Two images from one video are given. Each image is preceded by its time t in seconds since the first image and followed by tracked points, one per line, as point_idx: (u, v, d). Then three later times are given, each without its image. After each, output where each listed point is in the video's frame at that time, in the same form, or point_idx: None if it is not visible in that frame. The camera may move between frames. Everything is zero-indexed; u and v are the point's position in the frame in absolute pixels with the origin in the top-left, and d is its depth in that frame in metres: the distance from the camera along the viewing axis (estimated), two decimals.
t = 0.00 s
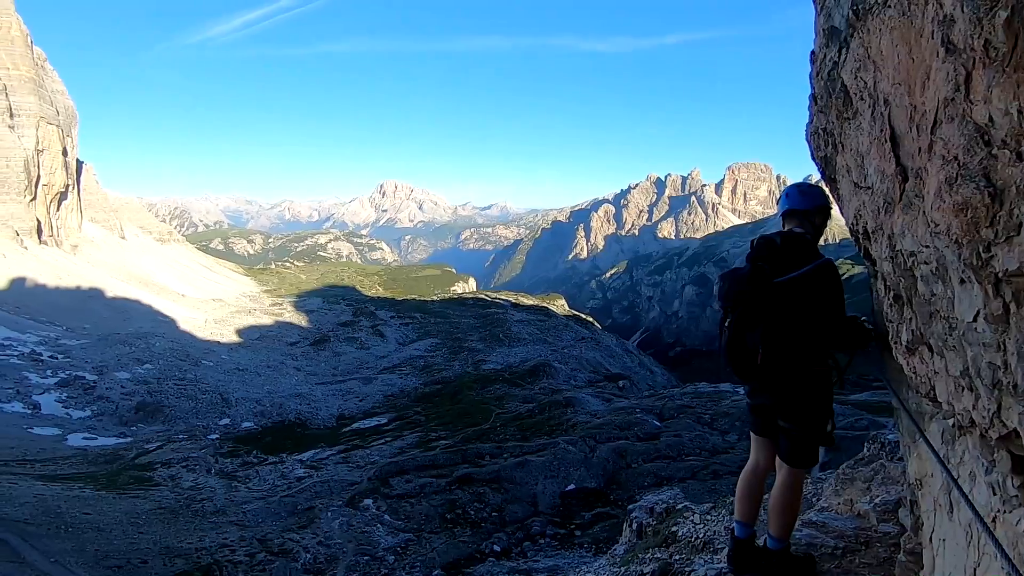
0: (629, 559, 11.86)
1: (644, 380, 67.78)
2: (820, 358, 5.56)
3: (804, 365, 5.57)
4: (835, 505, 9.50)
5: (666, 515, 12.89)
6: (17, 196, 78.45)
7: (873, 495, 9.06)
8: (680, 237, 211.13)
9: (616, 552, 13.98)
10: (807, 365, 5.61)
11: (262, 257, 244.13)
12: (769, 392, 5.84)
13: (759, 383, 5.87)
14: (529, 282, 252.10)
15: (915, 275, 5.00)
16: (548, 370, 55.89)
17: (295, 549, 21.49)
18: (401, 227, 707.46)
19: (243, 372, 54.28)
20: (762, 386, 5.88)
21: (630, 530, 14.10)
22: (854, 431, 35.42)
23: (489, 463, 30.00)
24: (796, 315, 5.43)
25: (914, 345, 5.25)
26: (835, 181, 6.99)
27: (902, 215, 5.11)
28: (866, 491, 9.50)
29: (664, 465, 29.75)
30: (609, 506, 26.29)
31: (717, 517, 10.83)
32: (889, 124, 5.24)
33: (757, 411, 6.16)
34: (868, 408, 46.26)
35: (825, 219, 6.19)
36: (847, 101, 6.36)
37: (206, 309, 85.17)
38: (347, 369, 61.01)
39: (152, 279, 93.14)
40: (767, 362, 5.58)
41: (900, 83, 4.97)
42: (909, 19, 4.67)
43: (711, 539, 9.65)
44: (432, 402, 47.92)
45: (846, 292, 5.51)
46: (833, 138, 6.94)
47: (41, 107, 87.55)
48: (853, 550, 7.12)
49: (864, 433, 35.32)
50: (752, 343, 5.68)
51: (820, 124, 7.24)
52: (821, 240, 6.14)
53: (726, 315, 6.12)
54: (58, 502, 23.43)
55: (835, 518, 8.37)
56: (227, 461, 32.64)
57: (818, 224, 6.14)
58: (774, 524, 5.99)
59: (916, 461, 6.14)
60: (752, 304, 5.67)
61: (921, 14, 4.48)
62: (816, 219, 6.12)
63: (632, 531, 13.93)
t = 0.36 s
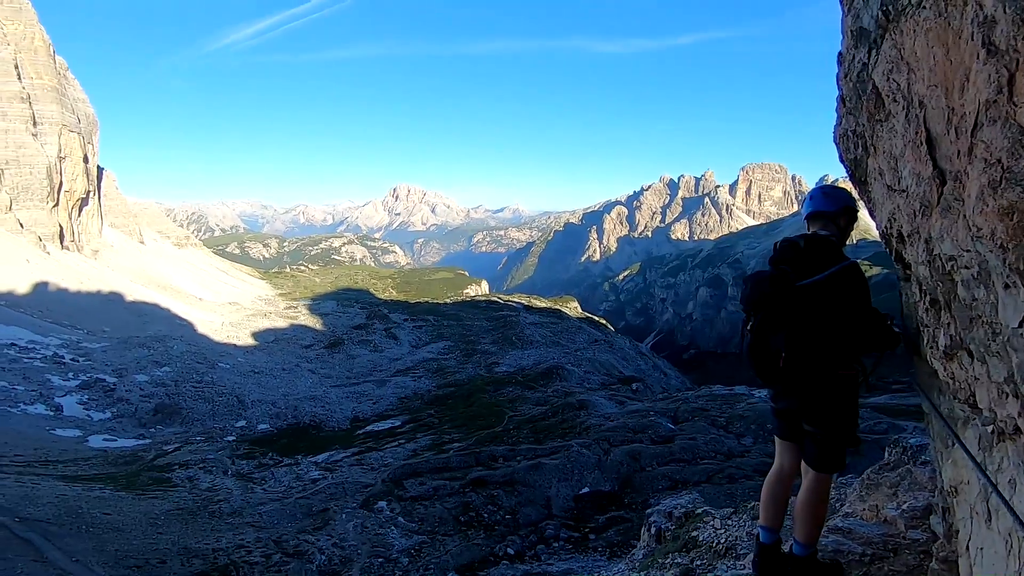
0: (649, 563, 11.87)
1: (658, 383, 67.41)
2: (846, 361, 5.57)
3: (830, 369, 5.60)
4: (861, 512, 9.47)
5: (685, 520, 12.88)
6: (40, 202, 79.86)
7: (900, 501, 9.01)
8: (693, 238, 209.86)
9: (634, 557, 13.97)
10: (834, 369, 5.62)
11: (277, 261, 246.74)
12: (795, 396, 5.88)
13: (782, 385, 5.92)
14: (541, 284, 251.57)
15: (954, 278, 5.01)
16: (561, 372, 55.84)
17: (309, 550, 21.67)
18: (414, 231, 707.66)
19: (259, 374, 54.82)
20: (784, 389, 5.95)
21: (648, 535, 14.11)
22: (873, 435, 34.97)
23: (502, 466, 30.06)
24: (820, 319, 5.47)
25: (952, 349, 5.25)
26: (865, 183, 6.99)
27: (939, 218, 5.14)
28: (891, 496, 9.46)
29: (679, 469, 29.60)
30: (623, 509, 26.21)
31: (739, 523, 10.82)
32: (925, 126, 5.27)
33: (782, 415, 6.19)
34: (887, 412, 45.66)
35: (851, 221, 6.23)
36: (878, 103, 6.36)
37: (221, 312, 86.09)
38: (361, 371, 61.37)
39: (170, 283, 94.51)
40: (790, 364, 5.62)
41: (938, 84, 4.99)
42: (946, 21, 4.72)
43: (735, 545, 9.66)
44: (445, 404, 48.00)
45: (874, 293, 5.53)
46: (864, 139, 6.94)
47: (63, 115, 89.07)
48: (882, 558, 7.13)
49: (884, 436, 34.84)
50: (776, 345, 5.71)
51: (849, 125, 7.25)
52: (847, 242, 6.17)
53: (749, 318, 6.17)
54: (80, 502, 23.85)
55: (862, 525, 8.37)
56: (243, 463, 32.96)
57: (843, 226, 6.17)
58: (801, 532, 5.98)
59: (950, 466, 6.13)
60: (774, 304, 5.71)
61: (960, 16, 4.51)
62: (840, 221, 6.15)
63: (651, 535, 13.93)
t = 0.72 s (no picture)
0: (681, 570, 11.84)
1: (687, 387, 66.70)
2: (887, 366, 5.60)
3: (871, 375, 5.63)
4: (904, 522, 9.32)
5: (718, 527, 12.80)
6: (85, 209, 83.80)
7: (945, 513, 8.83)
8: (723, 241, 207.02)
9: (665, 564, 13.92)
10: (875, 375, 5.63)
11: (308, 264, 250.97)
12: (833, 402, 5.92)
13: (820, 391, 5.96)
14: (568, 287, 250.72)
15: (1009, 280, 4.97)
16: (589, 376, 55.66)
17: (339, 550, 22.00)
18: (441, 234, 707.62)
19: (290, 376, 55.91)
20: (824, 395, 5.97)
21: (679, 542, 14.02)
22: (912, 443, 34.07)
23: (529, 470, 30.17)
24: (858, 323, 5.51)
25: (1008, 356, 5.20)
26: (912, 183, 6.94)
27: (994, 219, 5.12)
28: (937, 508, 9.27)
29: (709, 475, 29.29)
30: (651, 515, 26.06)
31: (774, 531, 10.74)
32: (979, 125, 5.25)
33: (821, 420, 6.24)
34: (926, 419, 44.40)
35: (892, 223, 6.21)
36: (926, 102, 6.34)
37: (254, 315, 88.02)
38: (389, 373, 62.08)
39: (206, 286, 97.15)
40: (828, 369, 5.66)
41: (991, 82, 5.00)
42: (1002, 17, 4.74)
43: (771, 553, 9.61)
44: (472, 407, 48.23)
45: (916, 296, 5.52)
46: (910, 139, 6.91)
47: (106, 125, 90.25)
48: (929, 569, 7.04)
49: (923, 444, 33.93)
50: (813, 350, 5.74)
51: (893, 125, 7.22)
52: (888, 244, 6.16)
53: (784, 323, 6.21)
54: (121, 498, 24.69)
55: (906, 536, 8.25)
56: (276, 463, 33.69)
57: (884, 228, 6.17)
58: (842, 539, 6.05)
59: (1003, 474, 6.05)
60: (810, 309, 5.73)
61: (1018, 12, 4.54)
62: (882, 223, 6.16)
63: (682, 543, 13.86)
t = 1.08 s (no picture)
0: None
1: (732, 394, 65.30)
2: (953, 378, 5.53)
3: (936, 387, 5.55)
4: (971, 544, 9.01)
5: (767, 540, 12.59)
6: (148, 213, 88.50)
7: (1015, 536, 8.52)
8: (771, 244, 201.67)
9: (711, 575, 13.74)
10: (940, 386, 5.56)
11: (353, 266, 256.69)
12: (893, 414, 5.85)
13: (878, 401, 5.92)
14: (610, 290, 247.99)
15: None
16: (630, 380, 55.15)
17: (381, 546, 22.54)
18: (482, 237, 708.25)
19: (336, 375, 57.31)
20: (881, 404, 5.93)
21: (726, 554, 13.82)
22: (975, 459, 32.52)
23: (569, 473, 30.21)
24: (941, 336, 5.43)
25: None
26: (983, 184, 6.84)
27: None
28: (1007, 530, 8.92)
29: (755, 485, 28.65)
30: (693, 524, 25.72)
31: (828, 548, 10.52)
32: None
33: (879, 432, 6.21)
34: (991, 434, 42.23)
35: (954, 226, 6.14)
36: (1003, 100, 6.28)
37: (302, 315, 90.61)
38: (430, 374, 62.87)
39: (258, 287, 100.73)
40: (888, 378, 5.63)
41: None
42: None
43: (827, 570, 9.43)
44: (512, 409, 48.39)
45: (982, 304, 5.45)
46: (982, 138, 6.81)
47: (167, 133, 94.33)
48: None
49: (986, 460, 32.36)
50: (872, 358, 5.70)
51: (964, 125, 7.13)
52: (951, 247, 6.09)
53: (840, 329, 6.21)
54: (178, 488, 25.88)
55: (975, 559, 8.00)
56: (321, 459, 34.62)
57: (947, 232, 6.09)
58: (903, 557, 6.07)
59: None
60: (869, 315, 5.69)
61: None
62: (944, 226, 6.09)
63: (728, 554, 13.67)
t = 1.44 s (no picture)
0: None
1: (785, 405, 63.28)
2: None
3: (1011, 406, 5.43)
4: None
5: (825, 560, 12.11)
6: (212, 218, 92.74)
7: None
8: (828, 249, 194.52)
9: None
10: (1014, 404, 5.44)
11: (401, 269, 261.21)
12: (962, 433, 5.77)
13: (946, 420, 5.87)
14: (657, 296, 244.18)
15: None
16: (678, 388, 54.21)
17: (425, 546, 22.93)
18: (528, 242, 709.25)
19: (384, 376, 58.48)
20: (949, 423, 5.87)
21: (778, 571, 13.34)
22: None
23: (613, 481, 30.05)
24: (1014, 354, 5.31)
25: None
26: None
27: None
28: None
29: (809, 501, 27.70)
30: (742, 538, 25.15)
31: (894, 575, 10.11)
32: None
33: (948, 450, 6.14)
34: None
35: None
36: None
37: (351, 316, 92.86)
38: (475, 377, 63.37)
39: (311, 289, 103.83)
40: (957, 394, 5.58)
41: None
42: None
43: None
44: (556, 415, 48.25)
45: None
46: None
47: (230, 142, 98.94)
48: None
49: None
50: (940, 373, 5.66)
51: None
52: None
53: (905, 344, 6.16)
54: (235, 480, 27.06)
55: None
56: (369, 458, 35.43)
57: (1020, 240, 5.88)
58: None
59: None
60: (934, 329, 5.65)
61: None
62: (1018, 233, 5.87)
63: (780, 571, 13.21)
